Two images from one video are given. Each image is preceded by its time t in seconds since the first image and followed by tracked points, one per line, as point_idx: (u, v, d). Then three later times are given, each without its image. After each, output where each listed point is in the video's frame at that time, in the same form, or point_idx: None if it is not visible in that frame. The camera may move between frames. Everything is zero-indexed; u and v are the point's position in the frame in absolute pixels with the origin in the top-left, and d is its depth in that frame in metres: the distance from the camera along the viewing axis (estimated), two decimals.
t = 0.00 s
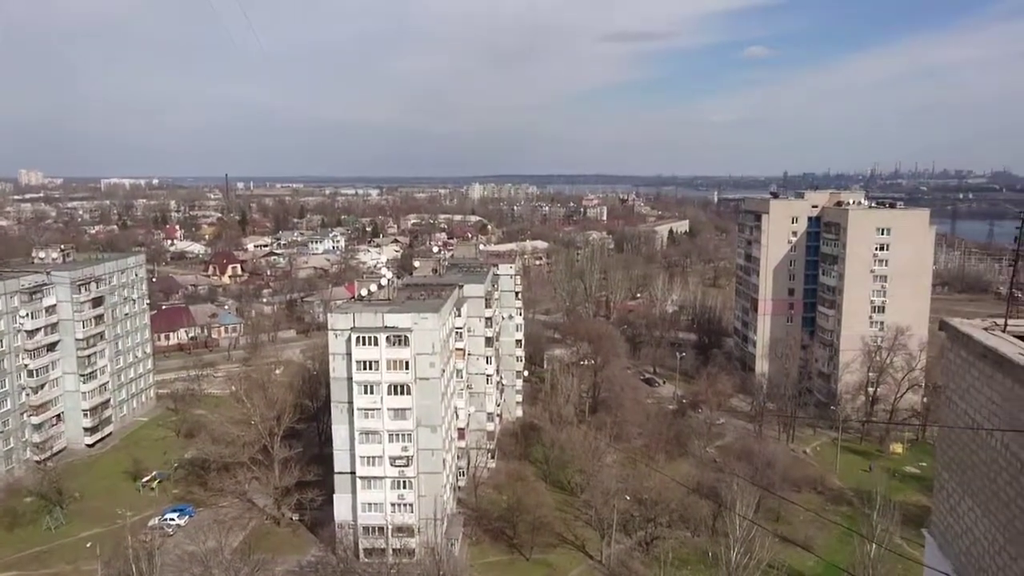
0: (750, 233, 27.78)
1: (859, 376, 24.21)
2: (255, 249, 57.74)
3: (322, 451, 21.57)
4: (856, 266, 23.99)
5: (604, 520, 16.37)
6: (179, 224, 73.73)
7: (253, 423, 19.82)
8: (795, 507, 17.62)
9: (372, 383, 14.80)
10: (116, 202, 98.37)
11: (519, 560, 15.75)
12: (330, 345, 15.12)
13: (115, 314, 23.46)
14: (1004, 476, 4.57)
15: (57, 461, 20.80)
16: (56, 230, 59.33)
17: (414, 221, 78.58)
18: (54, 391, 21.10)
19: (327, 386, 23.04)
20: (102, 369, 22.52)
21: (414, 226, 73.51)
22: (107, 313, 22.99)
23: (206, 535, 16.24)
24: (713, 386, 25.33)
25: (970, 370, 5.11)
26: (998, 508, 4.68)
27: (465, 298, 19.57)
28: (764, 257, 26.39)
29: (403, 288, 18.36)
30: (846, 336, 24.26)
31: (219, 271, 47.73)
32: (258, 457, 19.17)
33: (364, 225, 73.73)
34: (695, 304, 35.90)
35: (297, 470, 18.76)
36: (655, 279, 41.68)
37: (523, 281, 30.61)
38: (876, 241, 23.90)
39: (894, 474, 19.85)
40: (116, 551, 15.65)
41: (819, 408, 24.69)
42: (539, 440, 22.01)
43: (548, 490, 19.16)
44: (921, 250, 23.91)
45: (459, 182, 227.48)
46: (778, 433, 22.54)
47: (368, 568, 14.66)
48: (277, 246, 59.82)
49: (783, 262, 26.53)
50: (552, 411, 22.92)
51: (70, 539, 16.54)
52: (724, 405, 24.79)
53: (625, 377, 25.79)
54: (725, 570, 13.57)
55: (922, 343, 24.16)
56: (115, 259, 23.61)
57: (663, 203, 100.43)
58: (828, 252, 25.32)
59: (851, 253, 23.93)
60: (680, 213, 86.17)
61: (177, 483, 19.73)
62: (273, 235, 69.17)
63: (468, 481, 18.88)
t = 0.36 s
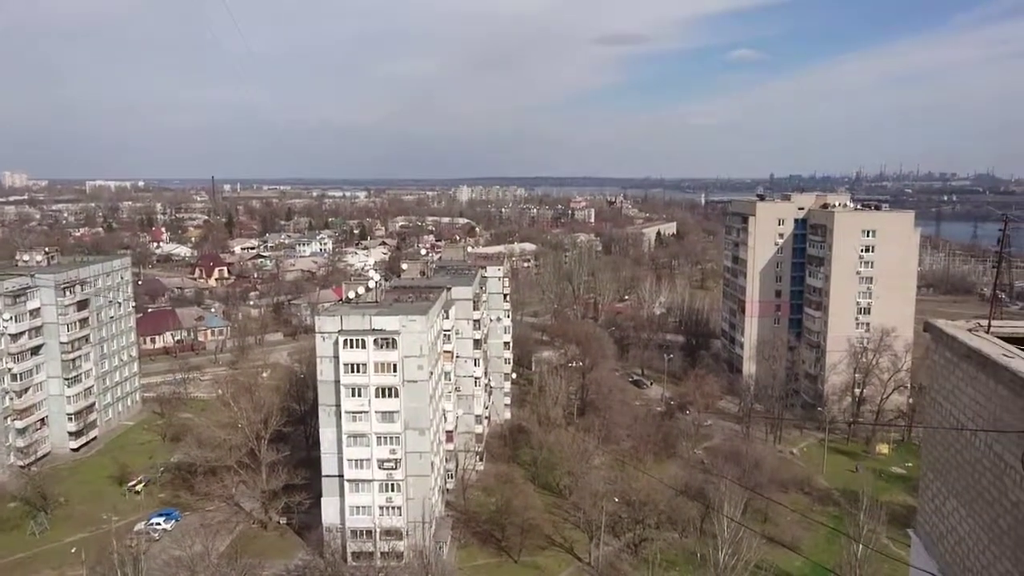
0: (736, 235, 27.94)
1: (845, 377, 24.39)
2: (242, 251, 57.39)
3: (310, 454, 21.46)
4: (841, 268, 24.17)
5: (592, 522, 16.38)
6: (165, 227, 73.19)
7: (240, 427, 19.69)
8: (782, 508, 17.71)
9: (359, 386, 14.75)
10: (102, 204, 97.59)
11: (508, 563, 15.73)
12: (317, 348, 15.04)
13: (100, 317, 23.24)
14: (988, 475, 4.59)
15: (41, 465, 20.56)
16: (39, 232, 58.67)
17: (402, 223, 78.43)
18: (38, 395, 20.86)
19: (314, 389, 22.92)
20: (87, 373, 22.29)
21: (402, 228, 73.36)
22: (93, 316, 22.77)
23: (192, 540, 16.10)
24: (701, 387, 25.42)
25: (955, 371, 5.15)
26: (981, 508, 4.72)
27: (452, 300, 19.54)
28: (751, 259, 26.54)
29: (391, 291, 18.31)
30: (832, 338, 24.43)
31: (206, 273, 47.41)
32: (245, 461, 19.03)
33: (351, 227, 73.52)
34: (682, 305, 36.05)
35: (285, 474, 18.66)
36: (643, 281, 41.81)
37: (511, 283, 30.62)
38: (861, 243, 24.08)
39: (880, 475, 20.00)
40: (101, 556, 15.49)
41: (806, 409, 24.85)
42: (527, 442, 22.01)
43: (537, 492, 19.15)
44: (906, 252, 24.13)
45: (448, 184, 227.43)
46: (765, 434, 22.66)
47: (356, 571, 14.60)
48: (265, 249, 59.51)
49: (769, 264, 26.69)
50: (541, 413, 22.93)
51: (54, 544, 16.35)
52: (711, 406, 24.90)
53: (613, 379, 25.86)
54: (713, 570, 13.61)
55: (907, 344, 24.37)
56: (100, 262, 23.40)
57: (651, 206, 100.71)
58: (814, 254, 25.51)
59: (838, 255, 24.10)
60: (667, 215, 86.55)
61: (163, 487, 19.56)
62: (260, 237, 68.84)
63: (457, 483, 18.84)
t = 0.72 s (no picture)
0: (725, 237, 28.07)
1: (833, 378, 24.53)
2: (230, 254, 57.07)
3: (298, 457, 21.35)
4: (829, 269, 24.31)
5: (582, 523, 16.38)
6: (152, 229, 72.67)
7: (227, 430, 19.57)
8: (770, 509, 17.80)
9: (348, 389, 14.69)
10: (88, 207, 96.92)
11: (498, 565, 15.71)
12: (306, 350, 14.96)
13: (86, 320, 23.03)
14: (973, 475, 4.63)
15: (26, 470, 20.33)
16: (24, 235, 58.08)
17: (391, 225, 78.23)
18: (23, 399, 20.63)
19: (303, 391, 22.81)
20: (73, 377, 22.07)
21: (391, 230, 73.20)
22: (79, 319, 22.56)
23: (180, 544, 15.98)
24: (690, 389, 25.52)
25: (940, 372, 5.19)
26: (967, 509, 4.76)
27: (441, 302, 19.49)
28: (739, 261, 26.66)
29: (379, 293, 18.25)
30: (819, 339, 24.58)
31: (193, 276, 47.03)
32: (233, 464, 18.92)
33: (340, 229, 73.31)
34: (671, 307, 36.17)
35: (273, 477, 18.55)
36: (632, 283, 41.91)
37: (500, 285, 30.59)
38: (848, 245, 24.24)
39: (867, 475, 20.14)
40: (88, 561, 15.34)
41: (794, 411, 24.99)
42: (516, 445, 22.01)
43: (526, 495, 19.15)
44: (893, 253, 24.32)
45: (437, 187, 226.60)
46: (753, 435, 22.78)
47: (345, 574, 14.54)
48: (253, 251, 59.21)
49: (757, 266, 26.82)
50: (530, 415, 22.92)
51: (40, 549, 16.18)
52: (700, 408, 25.01)
53: (602, 381, 25.92)
54: (701, 571, 13.66)
55: (894, 346, 24.55)
56: (86, 265, 23.20)
57: (640, 207, 101.00)
58: (802, 255, 25.65)
59: (825, 256, 24.24)
60: (656, 217, 86.85)
61: (150, 491, 19.40)
62: (248, 239, 68.49)
63: (446, 486, 18.80)
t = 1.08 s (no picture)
0: (710, 241, 28.24)
1: (817, 381, 24.70)
2: (214, 258, 56.63)
3: (284, 462, 21.19)
4: (813, 273, 24.50)
5: (568, 527, 16.36)
6: (135, 233, 71.97)
7: (212, 435, 19.39)
8: (756, 512, 17.87)
9: (334, 393, 14.60)
10: (70, 210, 95.79)
11: (484, 570, 15.64)
12: (291, 355, 14.86)
13: (69, 325, 22.76)
14: (956, 478, 4.66)
15: (6, 476, 20.01)
16: (4, 239, 57.29)
17: (377, 230, 77.98)
18: (4, 405, 20.33)
19: (288, 396, 22.64)
20: (55, 382, 21.78)
21: (377, 234, 72.93)
22: (61, 323, 22.29)
23: (163, 550, 15.79)
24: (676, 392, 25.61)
25: (922, 375, 5.24)
26: (950, 511, 4.78)
27: (428, 307, 19.43)
28: (724, 264, 26.81)
29: (365, 297, 18.18)
30: (804, 342, 24.74)
31: (177, 280, 46.58)
32: (218, 469, 18.73)
33: (326, 233, 72.96)
34: (657, 311, 36.31)
35: (258, 482, 18.39)
36: (618, 287, 42.01)
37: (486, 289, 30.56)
38: (832, 249, 24.44)
39: (852, 478, 20.27)
40: (69, 569, 15.10)
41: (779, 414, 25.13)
42: (503, 449, 21.96)
43: (513, 499, 19.11)
44: (876, 257, 24.55)
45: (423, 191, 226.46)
46: (739, 438, 22.88)
47: None
48: (237, 255, 58.78)
49: (742, 270, 26.99)
50: (516, 419, 22.88)
51: (21, 557, 15.92)
52: (686, 411, 25.10)
53: (589, 384, 25.95)
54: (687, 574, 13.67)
55: (877, 349, 24.76)
56: (69, 269, 22.94)
57: (625, 211, 101.37)
58: (786, 259, 25.84)
59: (809, 260, 24.43)
60: (642, 221, 87.17)
61: (133, 497, 19.15)
62: (233, 244, 68.00)
63: (432, 490, 18.72)
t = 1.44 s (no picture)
0: (695, 243, 28.39)
1: (801, 383, 24.87)
2: (198, 261, 56.18)
3: (269, 467, 21.04)
4: (796, 275, 24.69)
5: (554, 530, 16.35)
6: (118, 236, 71.25)
7: (196, 440, 19.20)
8: (742, 513, 17.95)
9: (319, 398, 14.52)
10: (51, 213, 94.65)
11: (471, 573, 15.60)
12: (276, 359, 14.76)
13: (50, 329, 22.48)
14: (938, 478, 4.71)
15: None
16: None
17: (363, 233, 77.68)
18: None
19: (273, 400, 22.49)
20: (37, 387, 21.49)
21: (363, 237, 72.66)
22: (43, 328, 22.01)
23: (147, 557, 15.61)
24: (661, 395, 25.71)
25: (905, 376, 5.29)
26: (932, 511, 4.83)
27: (413, 310, 19.38)
28: (709, 267, 26.96)
29: (350, 301, 18.11)
30: (788, 344, 24.90)
31: (161, 284, 46.13)
32: (202, 474, 18.55)
33: (311, 237, 72.62)
34: (643, 313, 36.43)
35: (243, 487, 18.23)
36: (603, 290, 42.12)
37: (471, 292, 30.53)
38: (815, 251, 24.65)
39: (836, 479, 20.42)
40: None
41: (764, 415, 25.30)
42: (489, 452, 21.94)
43: (499, 502, 19.07)
44: (858, 260, 24.78)
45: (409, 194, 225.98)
46: (724, 440, 22.99)
47: None
48: (221, 259, 58.34)
49: (727, 273, 27.15)
50: (503, 422, 22.85)
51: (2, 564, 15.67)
52: (672, 413, 25.19)
53: (575, 387, 25.98)
54: None
55: (861, 350, 24.97)
56: (50, 273, 22.66)
57: (611, 215, 101.74)
58: (770, 262, 26.03)
59: (793, 263, 24.61)
60: (627, 224, 87.52)
61: (116, 503, 18.92)
62: (217, 247, 67.49)
63: (418, 494, 18.65)
